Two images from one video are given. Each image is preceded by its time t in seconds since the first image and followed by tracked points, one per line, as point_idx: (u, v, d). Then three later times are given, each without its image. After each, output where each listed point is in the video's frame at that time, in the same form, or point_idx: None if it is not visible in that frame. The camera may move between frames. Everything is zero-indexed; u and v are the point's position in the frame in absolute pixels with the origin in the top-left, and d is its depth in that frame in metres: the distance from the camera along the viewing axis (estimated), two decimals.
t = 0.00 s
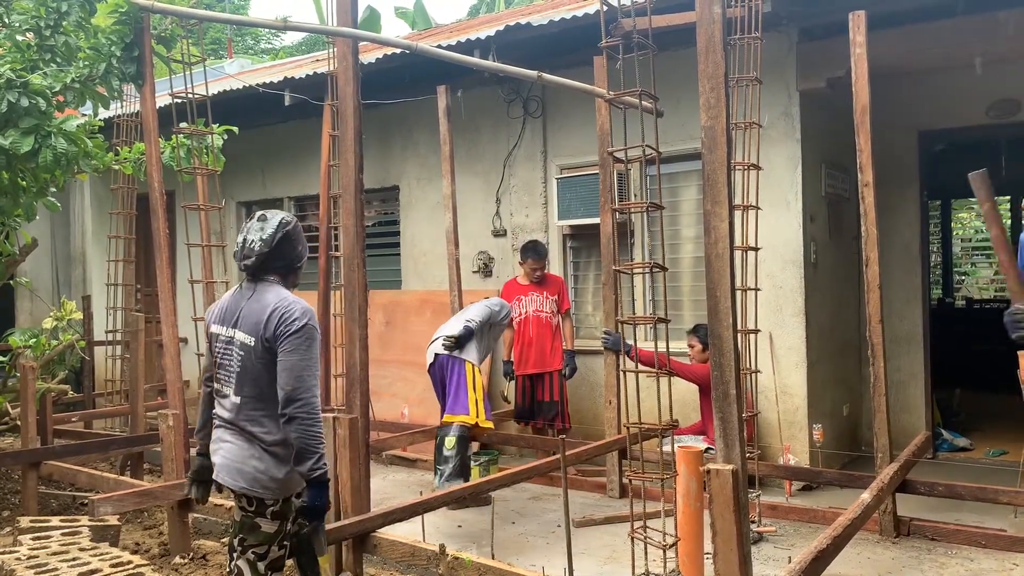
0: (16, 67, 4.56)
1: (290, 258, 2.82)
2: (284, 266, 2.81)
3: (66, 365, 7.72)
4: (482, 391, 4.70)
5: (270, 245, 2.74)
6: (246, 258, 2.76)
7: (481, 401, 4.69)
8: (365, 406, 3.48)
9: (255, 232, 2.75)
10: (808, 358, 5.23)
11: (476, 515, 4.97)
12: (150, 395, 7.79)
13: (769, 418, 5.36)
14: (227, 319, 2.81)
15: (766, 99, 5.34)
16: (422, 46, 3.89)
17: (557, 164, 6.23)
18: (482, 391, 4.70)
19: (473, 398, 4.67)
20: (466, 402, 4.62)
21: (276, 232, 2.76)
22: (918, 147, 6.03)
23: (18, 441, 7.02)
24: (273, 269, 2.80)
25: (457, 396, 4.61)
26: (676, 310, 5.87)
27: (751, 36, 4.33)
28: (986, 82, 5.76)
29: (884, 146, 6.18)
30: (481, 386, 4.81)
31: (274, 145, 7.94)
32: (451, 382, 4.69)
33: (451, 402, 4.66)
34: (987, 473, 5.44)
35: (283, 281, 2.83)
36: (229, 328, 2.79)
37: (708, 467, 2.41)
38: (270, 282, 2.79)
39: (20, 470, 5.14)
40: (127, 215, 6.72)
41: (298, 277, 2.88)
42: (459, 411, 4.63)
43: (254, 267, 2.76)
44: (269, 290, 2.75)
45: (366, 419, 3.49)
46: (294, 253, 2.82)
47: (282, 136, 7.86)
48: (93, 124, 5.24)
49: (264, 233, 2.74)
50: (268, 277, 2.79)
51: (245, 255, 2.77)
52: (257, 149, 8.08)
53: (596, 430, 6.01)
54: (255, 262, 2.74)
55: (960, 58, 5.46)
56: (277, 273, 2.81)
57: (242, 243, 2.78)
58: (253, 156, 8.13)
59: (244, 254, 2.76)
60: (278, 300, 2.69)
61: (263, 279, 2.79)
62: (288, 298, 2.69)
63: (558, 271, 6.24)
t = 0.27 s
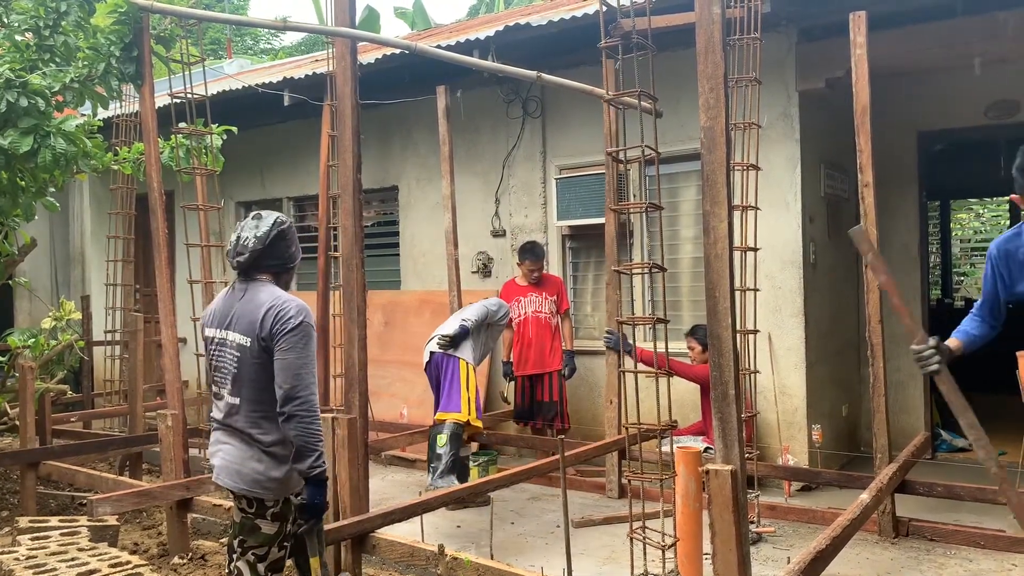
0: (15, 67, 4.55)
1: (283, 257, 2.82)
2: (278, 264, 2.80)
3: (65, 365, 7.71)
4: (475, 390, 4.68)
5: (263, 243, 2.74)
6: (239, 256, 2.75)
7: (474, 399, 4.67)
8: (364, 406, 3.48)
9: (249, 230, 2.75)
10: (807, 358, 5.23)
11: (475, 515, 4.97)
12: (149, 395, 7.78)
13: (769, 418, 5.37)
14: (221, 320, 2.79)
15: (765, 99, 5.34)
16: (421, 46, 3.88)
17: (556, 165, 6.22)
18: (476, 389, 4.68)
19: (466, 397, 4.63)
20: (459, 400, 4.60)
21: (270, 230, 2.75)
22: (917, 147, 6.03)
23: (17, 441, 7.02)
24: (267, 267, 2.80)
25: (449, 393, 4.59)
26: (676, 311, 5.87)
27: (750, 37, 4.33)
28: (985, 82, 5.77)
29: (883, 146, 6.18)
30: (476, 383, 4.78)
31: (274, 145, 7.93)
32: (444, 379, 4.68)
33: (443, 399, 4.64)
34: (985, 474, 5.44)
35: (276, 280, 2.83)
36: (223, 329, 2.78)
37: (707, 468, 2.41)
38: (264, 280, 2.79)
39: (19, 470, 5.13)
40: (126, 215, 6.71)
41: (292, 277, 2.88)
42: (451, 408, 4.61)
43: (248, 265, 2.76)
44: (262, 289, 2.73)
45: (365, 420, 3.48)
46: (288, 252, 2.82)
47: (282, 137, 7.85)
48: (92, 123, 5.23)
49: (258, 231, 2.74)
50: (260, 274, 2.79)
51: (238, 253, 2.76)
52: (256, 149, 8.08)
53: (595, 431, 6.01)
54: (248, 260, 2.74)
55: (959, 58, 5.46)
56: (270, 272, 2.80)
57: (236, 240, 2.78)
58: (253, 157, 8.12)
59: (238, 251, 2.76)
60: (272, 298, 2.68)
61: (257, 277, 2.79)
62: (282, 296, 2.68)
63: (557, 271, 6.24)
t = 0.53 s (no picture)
0: (15, 67, 4.55)
1: (280, 258, 2.81)
2: (273, 265, 2.80)
3: (64, 366, 7.70)
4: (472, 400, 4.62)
5: (258, 243, 2.74)
6: (235, 256, 2.76)
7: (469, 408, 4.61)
8: (363, 406, 3.47)
9: (245, 230, 2.76)
10: (807, 358, 5.23)
11: (475, 515, 4.97)
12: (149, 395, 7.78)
13: (768, 418, 5.37)
14: (215, 321, 2.80)
15: (764, 99, 5.34)
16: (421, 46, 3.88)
17: (556, 165, 6.23)
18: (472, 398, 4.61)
19: (458, 403, 4.56)
20: (451, 407, 4.55)
21: (266, 231, 2.75)
22: (916, 148, 6.03)
23: (16, 441, 7.01)
24: (262, 267, 2.80)
25: (444, 401, 4.54)
26: (675, 311, 5.87)
27: (750, 37, 4.33)
28: (985, 83, 5.78)
29: (883, 146, 6.19)
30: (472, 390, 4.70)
31: (273, 145, 7.93)
32: (441, 385, 4.64)
33: (439, 405, 4.59)
34: (985, 474, 5.45)
35: (272, 281, 2.82)
36: (217, 330, 2.78)
37: (707, 468, 2.41)
38: (258, 281, 2.78)
39: (18, 470, 5.13)
40: (125, 215, 6.71)
41: (289, 278, 2.87)
42: (445, 415, 4.56)
43: (243, 265, 2.76)
44: (254, 289, 2.72)
45: (364, 420, 3.48)
46: (284, 253, 2.81)
47: (281, 137, 7.85)
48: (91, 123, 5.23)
49: (253, 231, 2.74)
50: (256, 274, 2.79)
51: (233, 252, 2.76)
52: (256, 149, 8.08)
53: (594, 431, 6.01)
54: (243, 260, 2.74)
55: (959, 59, 5.47)
56: (265, 272, 2.80)
57: (233, 240, 2.79)
58: (252, 157, 8.12)
59: (234, 251, 2.76)
60: (262, 299, 2.66)
61: (252, 278, 2.79)
62: (272, 297, 2.67)
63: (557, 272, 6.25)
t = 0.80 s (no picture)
0: (13, 65, 4.54)
1: (279, 259, 2.81)
2: (272, 266, 2.80)
3: (62, 365, 7.69)
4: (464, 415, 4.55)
5: (257, 243, 2.73)
6: (234, 256, 2.76)
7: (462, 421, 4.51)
8: (361, 406, 3.46)
9: (245, 230, 2.76)
10: (805, 359, 5.23)
11: (473, 515, 4.96)
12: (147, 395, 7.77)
13: (766, 419, 5.36)
14: (213, 321, 2.80)
15: (763, 100, 5.34)
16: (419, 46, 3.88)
17: (555, 165, 6.23)
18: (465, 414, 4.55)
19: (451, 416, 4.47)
20: (444, 418, 4.47)
21: (265, 231, 2.75)
22: (915, 148, 6.03)
23: (14, 440, 7.01)
24: (261, 268, 2.79)
25: (437, 412, 4.45)
26: (673, 311, 5.87)
27: (749, 37, 4.33)
28: (984, 83, 5.78)
29: (881, 147, 6.19)
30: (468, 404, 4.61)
31: (272, 145, 7.93)
32: (434, 395, 4.54)
33: (431, 415, 4.48)
34: (983, 474, 5.45)
35: (270, 281, 2.82)
36: (214, 329, 2.78)
37: (705, 468, 2.41)
38: (256, 282, 2.78)
39: (15, 470, 5.12)
40: (123, 215, 6.70)
41: (287, 279, 2.86)
42: (436, 426, 4.46)
43: (241, 264, 2.76)
44: (252, 291, 2.72)
45: (362, 420, 3.47)
46: (283, 254, 2.81)
47: (279, 136, 7.85)
48: (90, 123, 5.23)
49: (252, 232, 2.74)
50: (254, 275, 2.78)
51: (233, 253, 2.76)
52: (254, 149, 8.07)
53: (592, 431, 6.01)
54: (242, 260, 2.74)
55: (957, 59, 5.47)
56: (264, 273, 2.80)
57: (232, 239, 2.78)
58: (250, 156, 8.12)
59: (233, 250, 2.76)
60: (260, 301, 2.66)
61: (250, 278, 2.79)
62: (270, 300, 2.66)
63: (555, 272, 6.24)
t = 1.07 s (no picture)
0: (11, 66, 4.54)
1: (278, 259, 2.81)
2: (271, 267, 2.80)
3: (61, 366, 7.69)
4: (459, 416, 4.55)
5: (257, 244, 2.73)
6: (233, 256, 2.75)
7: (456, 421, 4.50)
8: (360, 407, 3.46)
9: (244, 230, 2.76)
10: (803, 360, 5.23)
11: (471, 516, 4.96)
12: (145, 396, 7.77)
13: (764, 420, 5.36)
14: (212, 320, 2.79)
15: (761, 101, 5.34)
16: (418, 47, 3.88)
17: (553, 166, 6.23)
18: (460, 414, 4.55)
19: (445, 415, 4.45)
20: (438, 417, 4.45)
21: (265, 232, 2.75)
22: (913, 150, 6.04)
23: (12, 441, 7.00)
24: (260, 269, 2.79)
25: (431, 410, 4.45)
26: (672, 312, 5.87)
27: (747, 39, 4.33)
28: (982, 85, 5.78)
29: (879, 149, 6.20)
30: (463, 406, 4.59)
31: (270, 146, 7.92)
32: (430, 394, 4.55)
33: (425, 414, 4.48)
34: (981, 476, 5.46)
35: (269, 282, 2.82)
36: (213, 329, 2.77)
37: (703, 469, 2.41)
38: (255, 282, 2.77)
39: (13, 471, 5.12)
40: (122, 215, 6.69)
41: (286, 280, 2.86)
42: (429, 425, 4.46)
43: (241, 265, 2.76)
44: (252, 291, 2.72)
45: (361, 420, 3.47)
46: (282, 255, 2.81)
47: (278, 137, 7.84)
48: (88, 124, 5.22)
49: (252, 232, 2.74)
50: (254, 275, 2.78)
51: (232, 253, 2.76)
52: (252, 150, 8.07)
53: (591, 432, 6.00)
54: (241, 260, 2.74)
55: (955, 61, 5.48)
56: (262, 274, 2.80)
57: (231, 240, 2.78)
58: (249, 157, 8.11)
59: (232, 251, 2.76)
60: (261, 302, 2.66)
61: (249, 279, 2.79)
62: (270, 300, 2.66)
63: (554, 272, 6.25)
